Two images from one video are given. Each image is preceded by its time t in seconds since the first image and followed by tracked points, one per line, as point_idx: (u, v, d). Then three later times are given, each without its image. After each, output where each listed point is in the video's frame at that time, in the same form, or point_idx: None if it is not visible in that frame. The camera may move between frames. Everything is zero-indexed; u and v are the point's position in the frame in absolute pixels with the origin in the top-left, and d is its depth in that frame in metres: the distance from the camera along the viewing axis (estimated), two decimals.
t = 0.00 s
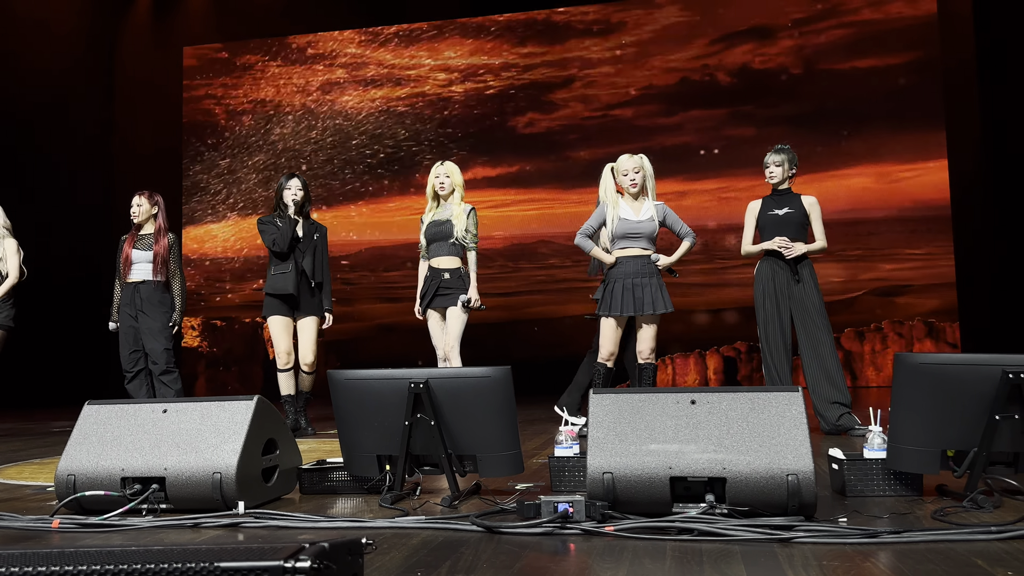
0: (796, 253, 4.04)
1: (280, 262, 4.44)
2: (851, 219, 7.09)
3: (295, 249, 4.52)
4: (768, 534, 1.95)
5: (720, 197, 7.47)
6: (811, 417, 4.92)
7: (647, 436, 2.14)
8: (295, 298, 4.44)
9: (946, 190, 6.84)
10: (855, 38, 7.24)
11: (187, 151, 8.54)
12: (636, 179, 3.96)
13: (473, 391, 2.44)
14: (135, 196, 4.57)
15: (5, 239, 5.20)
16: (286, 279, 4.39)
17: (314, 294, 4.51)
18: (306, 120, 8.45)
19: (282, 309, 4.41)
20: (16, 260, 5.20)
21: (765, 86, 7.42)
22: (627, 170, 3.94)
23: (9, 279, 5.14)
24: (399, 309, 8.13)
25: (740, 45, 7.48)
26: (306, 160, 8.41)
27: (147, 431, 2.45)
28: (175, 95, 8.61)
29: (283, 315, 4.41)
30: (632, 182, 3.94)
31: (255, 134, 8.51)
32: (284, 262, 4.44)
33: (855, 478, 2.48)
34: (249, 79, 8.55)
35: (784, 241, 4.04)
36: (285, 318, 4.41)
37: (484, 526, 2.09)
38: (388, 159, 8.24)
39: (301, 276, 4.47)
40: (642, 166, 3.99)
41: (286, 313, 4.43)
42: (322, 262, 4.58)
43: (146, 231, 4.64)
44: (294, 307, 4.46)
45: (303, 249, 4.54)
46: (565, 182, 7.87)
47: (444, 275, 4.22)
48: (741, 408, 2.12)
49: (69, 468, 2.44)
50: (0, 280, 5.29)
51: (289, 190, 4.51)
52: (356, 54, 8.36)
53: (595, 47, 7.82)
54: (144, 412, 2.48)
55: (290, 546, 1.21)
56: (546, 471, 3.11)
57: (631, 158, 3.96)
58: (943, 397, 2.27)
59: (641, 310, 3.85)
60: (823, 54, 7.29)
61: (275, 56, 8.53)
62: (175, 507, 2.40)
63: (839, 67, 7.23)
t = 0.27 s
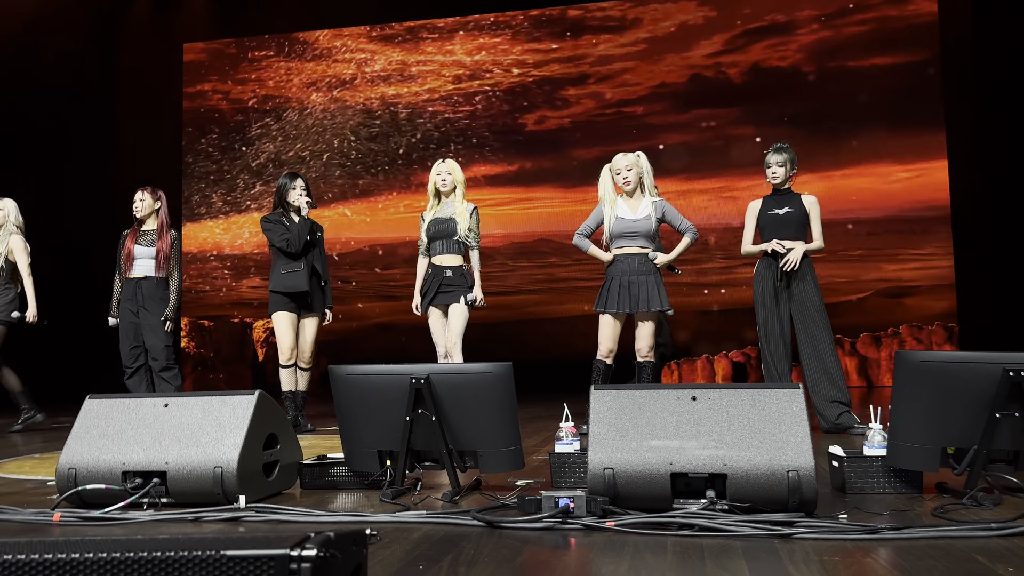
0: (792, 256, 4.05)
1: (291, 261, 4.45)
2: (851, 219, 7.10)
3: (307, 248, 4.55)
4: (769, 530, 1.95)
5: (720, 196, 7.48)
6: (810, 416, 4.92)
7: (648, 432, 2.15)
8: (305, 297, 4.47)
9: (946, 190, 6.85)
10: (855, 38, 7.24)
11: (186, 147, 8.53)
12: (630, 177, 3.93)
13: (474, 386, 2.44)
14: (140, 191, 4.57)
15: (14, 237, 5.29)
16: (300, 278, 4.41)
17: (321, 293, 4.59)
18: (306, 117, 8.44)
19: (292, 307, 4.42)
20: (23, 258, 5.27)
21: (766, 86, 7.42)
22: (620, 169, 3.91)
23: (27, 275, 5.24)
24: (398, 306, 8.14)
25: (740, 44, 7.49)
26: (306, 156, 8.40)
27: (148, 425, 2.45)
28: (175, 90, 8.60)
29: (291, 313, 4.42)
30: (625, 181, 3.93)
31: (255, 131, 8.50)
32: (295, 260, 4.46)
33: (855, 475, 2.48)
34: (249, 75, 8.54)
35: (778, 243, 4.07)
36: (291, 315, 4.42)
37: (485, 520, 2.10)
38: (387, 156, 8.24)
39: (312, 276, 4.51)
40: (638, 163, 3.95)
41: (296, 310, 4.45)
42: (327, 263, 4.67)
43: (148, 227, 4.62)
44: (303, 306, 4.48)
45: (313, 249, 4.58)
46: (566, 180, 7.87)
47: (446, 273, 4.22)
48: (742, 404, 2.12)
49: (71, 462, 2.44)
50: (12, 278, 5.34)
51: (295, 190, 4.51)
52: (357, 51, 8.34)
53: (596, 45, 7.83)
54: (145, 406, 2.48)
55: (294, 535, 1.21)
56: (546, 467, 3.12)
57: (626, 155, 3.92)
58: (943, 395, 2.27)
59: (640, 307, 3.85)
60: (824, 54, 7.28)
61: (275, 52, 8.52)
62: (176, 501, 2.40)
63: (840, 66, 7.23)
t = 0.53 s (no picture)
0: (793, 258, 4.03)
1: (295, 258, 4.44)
2: (851, 217, 7.09)
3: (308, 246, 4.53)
4: (772, 528, 1.95)
5: (720, 193, 7.47)
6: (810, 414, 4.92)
7: (650, 429, 2.14)
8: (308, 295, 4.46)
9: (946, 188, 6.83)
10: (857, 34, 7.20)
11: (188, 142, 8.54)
12: (626, 173, 3.87)
13: (475, 383, 2.43)
14: (142, 186, 4.56)
15: (30, 237, 5.30)
16: (304, 277, 4.41)
17: (322, 292, 4.59)
18: (307, 111, 8.42)
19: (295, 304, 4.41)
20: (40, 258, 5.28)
21: (767, 82, 7.40)
22: (617, 165, 3.86)
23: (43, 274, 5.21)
24: (399, 303, 8.12)
25: (742, 42, 7.47)
26: (307, 152, 8.38)
27: (148, 422, 2.44)
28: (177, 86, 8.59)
29: (295, 309, 4.42)
30: (622, 177, 3.88)
31: (256, 126, 8.49)
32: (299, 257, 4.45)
33: (858, 473, 2.48)
34: (251, 70, 8.52)
35: (772, 246, 4.11)
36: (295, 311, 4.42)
37: (486, 518, 2.09)
38: (389, 153, 8.23)
39: (315, 275, 4.50)
40: (635, 160, 3.90)
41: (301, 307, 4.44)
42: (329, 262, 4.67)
43: (150, 223, 4.62)
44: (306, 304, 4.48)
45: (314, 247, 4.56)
46: (566, 177, 7.86)
47: (447, 270, 4.20)
48: (744, 402, 2.11)
49: (71, 458, 2.43)
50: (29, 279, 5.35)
51: (295, 188, 4.47)
52: (359, 47, 8.33)
53: (597, 41, 7.81)
54: (145, 402, 2.47)
55: (297, 533, 1.19)
56: (547, 464, 3.11)
57: (623, 152, 3.88)
58: (946, 393, 2.26)
59: (642, 305, 3.84)
60: (826, 51, 7.26)
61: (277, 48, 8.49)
62: (175, 498, 2.39)
63: (840, 63, 7.22)
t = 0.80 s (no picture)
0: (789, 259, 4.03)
1: (283, 258, 4.42)
2: (848, 216, 7.09)
3: (295, 245, 4.48)
4: (766, 529, 1.94)
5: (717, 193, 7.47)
6: (806, 414, 4.92)
7: (645, 430, 2.13)
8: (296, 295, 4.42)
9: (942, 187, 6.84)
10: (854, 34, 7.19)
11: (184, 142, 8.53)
12: (627, 175, 3.88)
13: (470, 384, 2.42)
14: (136, 186, 4.54)
15: (37, 237, 5.29)
16: (287, 277, 4.36)
17: (316, 292, 4.52)
18: (304, 112, 8.41)
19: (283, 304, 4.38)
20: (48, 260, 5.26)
21: (763, 82, 7.40)
22: (619, 166, 3.86)
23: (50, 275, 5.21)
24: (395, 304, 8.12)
25: (738, 42, 7.47)
26: (303, 152, 8.37)
27: (141, 423, 2.43)
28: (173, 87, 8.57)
29: (286, 310, 4.40)
30: (623, 178, 3.87)
31: (253, 126, 8.49)
32: (287, 258, 4.42)
33: (853, 474, 2.47)
34: (247, 71, 8.51)
35: (770, 248, 4.12)
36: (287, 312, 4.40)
37: (480, 519, 2.08)
38: (386, 153, 8.22)
39: (303, 274, 4.44)
40: (635, 162, 3.91)
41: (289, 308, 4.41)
42: (326, 261, 4.58)
43: (145, 223, 4.60)
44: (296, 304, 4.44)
45: (304, 246, 4.51)
46: (562, 177, 7.85)
47: (444, 270, 4.20)
48: (739, 402, 2.11)
49: (63, 460, 2.42)
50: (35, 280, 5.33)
51: (285, 189, 4.49)
52: (355, 47, 8.31)
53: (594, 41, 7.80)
54: (138, 403, 2.46)
55: (285, 537, 1.19)
56: (542, 465, 3.10)
57: (625, 153, 3.88)
58: (940, 393, 2.26)
59: (641, 306, 3.84)
60: (823, 50, 7.26)
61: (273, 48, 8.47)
62: (168, 500, 2.38)
63: (837, 62, 7.22)
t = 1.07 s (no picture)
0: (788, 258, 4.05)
1: (276, 259, 4.45)
2: (846, 216, 7.11)
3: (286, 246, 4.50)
4: (766, 526, 1.95)
5: (715, 193, 7.48)
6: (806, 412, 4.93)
7: (644, 428, 2.14)
8: (287, 295, 4.43)
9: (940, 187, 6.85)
10: (851, 34, 7.21)
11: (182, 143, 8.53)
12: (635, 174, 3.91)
13: (470, 383, 2.43)
14: (135, 187, 4.52)
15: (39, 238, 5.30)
16: (274, 278, 4.38)
17: (310, 292, 4.50)
18: (302, 112, 8.40)
19: (275, 305, 4.40)
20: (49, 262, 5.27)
21: (761, 82, 7.41)
22: (628, 164, 3.89)
23: (52, 277, 5.21)
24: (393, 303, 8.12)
25: (736, 41, 7.48)
26: (302, 153, 8.38)
27: (142, 423, 2.43)
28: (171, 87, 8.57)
29: (278, 311, 4.40)
30: (632, 176, 3.90)
31: (251, 127, 8.48)
32: (280, 259, 4.44)
33: (852, 471, 2.48)
34: (245, 71, 8.50)
35: (772, 244, 4.11)
36: (281, 313, 4.41)
37: (481, 518, 2.09)
38: (384, 153, 8.21)
39: (293, 275, 4.45)
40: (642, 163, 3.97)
41: (282, 309, 4.42)
42: (320, 260, 4.54)
43: (145, 224, 4.60)
44: (288, 305, 4.45)
45: (296, 246, 4.51)
46: (561, 177, 7.86)
47: (444, 270, 4.21)
48: (738, 400, 2.12)
49: (64, 460, 2.43)
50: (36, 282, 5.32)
51: (281, 190, 4.49)
52: (352, 48, 8.31)
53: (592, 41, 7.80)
54: (139, 404, 2.47)
55: (287, 534, 1.19)
56: (542, 463, 3.11)
57: (632, 153, 3.92)
58: (940, 391, 2.27)
59: (642, 305, 3.85)
60: (820, 51, 7.27)
61: (271, 49, 8.46)
62: (169, 500, 2.38)
63: (833, 62, 7.24)
